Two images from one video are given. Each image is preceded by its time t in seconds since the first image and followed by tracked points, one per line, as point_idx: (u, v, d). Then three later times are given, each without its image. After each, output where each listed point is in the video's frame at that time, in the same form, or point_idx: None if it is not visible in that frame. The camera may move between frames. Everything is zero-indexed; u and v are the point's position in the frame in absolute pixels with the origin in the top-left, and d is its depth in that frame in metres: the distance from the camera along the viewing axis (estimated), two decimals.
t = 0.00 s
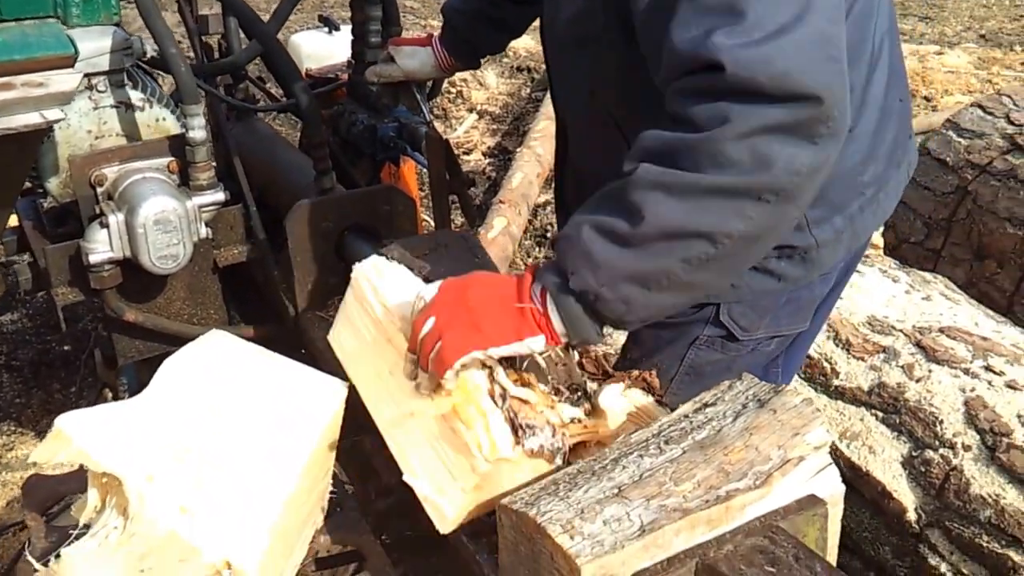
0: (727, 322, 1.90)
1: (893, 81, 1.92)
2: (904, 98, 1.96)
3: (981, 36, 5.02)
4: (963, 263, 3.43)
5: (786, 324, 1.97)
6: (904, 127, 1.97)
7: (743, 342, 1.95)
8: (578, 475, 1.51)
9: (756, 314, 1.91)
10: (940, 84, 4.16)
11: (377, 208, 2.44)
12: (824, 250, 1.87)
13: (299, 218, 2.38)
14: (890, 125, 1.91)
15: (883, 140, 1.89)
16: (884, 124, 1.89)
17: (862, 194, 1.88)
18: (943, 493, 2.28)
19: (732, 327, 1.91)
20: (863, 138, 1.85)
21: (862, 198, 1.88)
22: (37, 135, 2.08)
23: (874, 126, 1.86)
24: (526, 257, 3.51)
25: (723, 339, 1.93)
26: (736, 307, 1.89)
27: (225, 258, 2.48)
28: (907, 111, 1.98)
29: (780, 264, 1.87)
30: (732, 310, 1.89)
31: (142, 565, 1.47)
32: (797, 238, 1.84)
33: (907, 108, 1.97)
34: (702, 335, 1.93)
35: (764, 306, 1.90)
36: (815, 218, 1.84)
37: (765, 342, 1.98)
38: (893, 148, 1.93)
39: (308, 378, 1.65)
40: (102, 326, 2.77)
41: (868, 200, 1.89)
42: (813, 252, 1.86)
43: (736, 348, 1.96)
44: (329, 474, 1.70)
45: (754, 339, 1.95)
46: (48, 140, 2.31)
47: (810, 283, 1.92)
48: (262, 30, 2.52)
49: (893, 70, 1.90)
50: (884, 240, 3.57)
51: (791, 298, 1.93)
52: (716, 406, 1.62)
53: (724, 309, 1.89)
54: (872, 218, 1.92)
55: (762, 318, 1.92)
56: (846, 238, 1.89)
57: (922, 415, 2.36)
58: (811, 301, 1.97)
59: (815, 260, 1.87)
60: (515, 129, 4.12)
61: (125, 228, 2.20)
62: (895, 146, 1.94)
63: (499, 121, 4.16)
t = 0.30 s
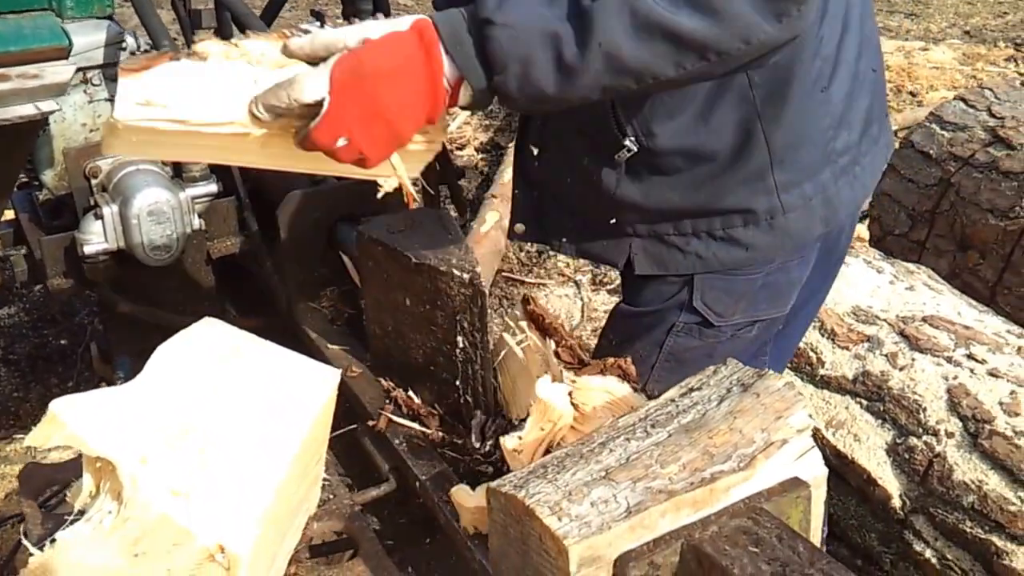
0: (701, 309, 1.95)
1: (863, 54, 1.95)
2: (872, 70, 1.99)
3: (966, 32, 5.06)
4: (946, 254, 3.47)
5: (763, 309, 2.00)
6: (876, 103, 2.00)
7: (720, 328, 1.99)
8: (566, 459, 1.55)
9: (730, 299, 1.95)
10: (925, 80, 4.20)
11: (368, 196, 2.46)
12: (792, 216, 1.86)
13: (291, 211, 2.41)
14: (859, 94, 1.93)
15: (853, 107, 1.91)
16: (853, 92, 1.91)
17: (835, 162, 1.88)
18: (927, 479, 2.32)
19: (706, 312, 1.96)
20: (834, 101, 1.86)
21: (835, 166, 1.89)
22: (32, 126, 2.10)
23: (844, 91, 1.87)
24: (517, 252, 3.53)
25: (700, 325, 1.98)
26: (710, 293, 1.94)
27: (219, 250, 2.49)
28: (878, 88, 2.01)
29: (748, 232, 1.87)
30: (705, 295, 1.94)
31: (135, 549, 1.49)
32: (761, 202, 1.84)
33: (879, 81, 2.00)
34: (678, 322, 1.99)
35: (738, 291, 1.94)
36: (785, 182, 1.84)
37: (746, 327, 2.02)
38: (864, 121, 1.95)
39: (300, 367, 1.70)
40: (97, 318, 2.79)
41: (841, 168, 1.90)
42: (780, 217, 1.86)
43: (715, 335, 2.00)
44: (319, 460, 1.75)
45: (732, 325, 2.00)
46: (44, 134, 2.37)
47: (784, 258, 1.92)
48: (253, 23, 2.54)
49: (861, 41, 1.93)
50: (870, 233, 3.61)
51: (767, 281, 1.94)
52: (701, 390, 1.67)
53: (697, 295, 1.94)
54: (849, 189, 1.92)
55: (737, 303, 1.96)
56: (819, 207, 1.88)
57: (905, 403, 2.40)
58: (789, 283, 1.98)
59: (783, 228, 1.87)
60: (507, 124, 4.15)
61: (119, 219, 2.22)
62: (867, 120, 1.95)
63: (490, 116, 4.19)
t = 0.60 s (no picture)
0: (685, 308, 1.97)
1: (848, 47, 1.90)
2: (864, 66, 1.94)
3: (957, 32, 5.09)
4: (936, 252, 3.50)
5: (752, 312, 2.00)
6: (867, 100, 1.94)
7: (709, 329, 2.00)
8: (559, 453, 1.57)
9: (715, 299, 1.97)
10: (916, 80, 4.22)
11: (363, 194, 2.45)
12: (756, 207, 1.86)
13: (285, 205, 2.39)
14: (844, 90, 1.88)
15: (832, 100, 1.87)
16: (834, 85, 1.87)
17: (802, 154, 1.87)
18: (916, 475, 2.36)
19: (693, 312, 1.98)
20: (801, 92, 1.84)
21: (804, 159, 1.87)
22: (28, 124, 2.11)
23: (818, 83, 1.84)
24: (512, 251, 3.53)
25: (687, 325, 2.00)
26: (695, 292, 1.96)
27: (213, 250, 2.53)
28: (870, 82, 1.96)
29: (711, 223, 1.88)
30: (690, 295, 1.96)
31: (131, 545, 1.49)
32: (720, 190, 1.86)
33: (873, 76, 1.95)
34: (665, 320, 2.01)
35: (724, 292, 1.96)
36: (744, 171, 1.84)
37: (735, 330, 2.02)
38: (849, 116, 1.89)
39: (294, 365, 1.72)
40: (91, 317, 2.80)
41: (812, 162, 1.88)
42: (743, 208, 1.86)
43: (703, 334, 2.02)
44: (312, 457, 1.77)
45: (721, 327, 2.00)
46: (38, 132, 2.38)
47: (762, 253, 1.93)
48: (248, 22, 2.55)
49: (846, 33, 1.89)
50: (860, 232, 3.64)
51: (755, 281, 1.96)
52: (693, 385, 1.69)
53: (683, 293, 1.97)
54: (821, 184, 1.90)
55: (722, 304, 1.98)
56: (786, 199, 1.87)
57: (895, 400, 2.43)
58: (777, 283, 1.99)
59: (747, 219, 1.87)
60: (500, 124, 4.17)
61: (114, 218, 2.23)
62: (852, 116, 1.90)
63: (483, 116, 4.20)
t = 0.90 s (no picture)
0: (695, 308, 1.99)
1: (866, 57, 1.93)
2: (877, 72, 1.98)
3: (952, 37, 5.10)
4: (930, 257, 3.52)
5: (761, 313, 2.04)
6: (878, 107, 1.99)
7: (716, 330, 2.02)
8: (554, 456, 1.57)
9: (726, 300, 1.99)
10: (910, 85, 4.23)
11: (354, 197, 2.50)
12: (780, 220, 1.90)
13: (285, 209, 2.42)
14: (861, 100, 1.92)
15: (853, 112, 1.90)
16: (854, 97, 1.90)
17: (826, 167, 1.90)
18: (910, 479, 2.37)
19: (703, 313, 2.00)
20: (829, 108, 1.86)
21: (828, 172, 1.91)
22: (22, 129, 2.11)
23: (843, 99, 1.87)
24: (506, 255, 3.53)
25: (695, 325, 2.02)
26: (705, 293, 1.98)
27: (208, 254, 2.53)
28: (881, 89, 2.00)
29: (736, 236, 1.92)
30: (700, 295, 1.98)
31: (128, 547, 1.50)
32: (747, 207, 1.89)
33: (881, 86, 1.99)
34: (674, 321, 2.03)
35: (734, 292, 1.98)
36: (772, 188, 1.87)
37: (740, 331, 2.06)
38: (865, 126, 1.94)
39: (290, 368, 1.72)
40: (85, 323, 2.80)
41: (834, 174, 1.92)
42: (769, 222, 1.90)
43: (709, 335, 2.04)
44: (308, 460, 1.77)
45: (728, 328, 2.03)
46: (32, 138, 2.36)
47: (778, 259, 1.97)
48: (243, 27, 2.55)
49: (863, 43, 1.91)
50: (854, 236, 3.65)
51: (766, 284, 1.99)
52: (687, 389, 1.69)
53: (693, 295, 1.99)
54: (841, 193, 1.95)
55: (732, 305, 2.00)
56: (808, 211, 1.92)
57: (889, 404, 2.44)
58: (787, 286, 2.02)
59: (771, 231, 1.91)
60: (495, 129, 4.17)
61: (108, 223, 2.23)
62: (867, 125, 1.95)
63: (478, 121, 4.20)
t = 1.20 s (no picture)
0: (701, 319, 1.94)
1: (886, 86, 1.91)
2: (899, 103, 1.95)
3: (947, 43, 5.11)
4: (924, 262, 3.55)
5: (766, 329, 1.99)
6: (899, 133, 1.96)
7: (722, 341, 1.98)
8: (549, 460, 1.57)
9: (731, 312, 1.94)
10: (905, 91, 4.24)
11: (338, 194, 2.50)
12: (788, 242, 1.88)
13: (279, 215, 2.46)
14: (877, 129, 1.90)
15: (867, 140, 1.88)
16: (869, 125, 1.88)
17: (836, 194, 1.88)
18: (903, 483, 2.39)
19: (706, 325, 1.95)
20: (840, 136, 1.84)
21: (837, 197, 1.88)
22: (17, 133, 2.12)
23: (857, 126, 1.85)
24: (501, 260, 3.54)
25: (698, 336, 1.97)
26: (711, 305, 1.94)
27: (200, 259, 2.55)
28: (903, 120, 1.97)
29: (743, 253, 1.90)
30: (705, 306, 1.94)
31: (125, 551, 1.50)
32: (755, 226, 1.87)
33: (904, 112, 1.97)
34: (679, 329, 1.97)
35: (739, 306, 1.94)
36: (780, 209, 1.85)
37: (746, 344, 2.01)
38: (881, 154, 1.92)
39: (285, 373, 1.73)
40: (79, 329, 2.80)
41: (845, 199, 1.89)
42: (775, 242, 1.88)
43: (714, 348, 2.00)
44: (303, 466, 1.77)
45: (734, 340, 1.99)
46: (26, 144, 2.35)
47: (783, 276, 1.93)
48: (237, 33, 2.55)
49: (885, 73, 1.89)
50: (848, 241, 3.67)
51: (772, 300, 1.95)
52: (681, 394, 1.70)
53: (697, 305, 1.94)
54: (849, 218, 1.92)
55: (737, 318, 1.96)
56: (817, 234, 1.90)
57: (883, 409, 2.45)
58: (796, 304, 1.98)
59: (778, 252, 1.89)
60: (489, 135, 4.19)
61: (102, 229, 2.24)
62: (884, 153, 1.92)
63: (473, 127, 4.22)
